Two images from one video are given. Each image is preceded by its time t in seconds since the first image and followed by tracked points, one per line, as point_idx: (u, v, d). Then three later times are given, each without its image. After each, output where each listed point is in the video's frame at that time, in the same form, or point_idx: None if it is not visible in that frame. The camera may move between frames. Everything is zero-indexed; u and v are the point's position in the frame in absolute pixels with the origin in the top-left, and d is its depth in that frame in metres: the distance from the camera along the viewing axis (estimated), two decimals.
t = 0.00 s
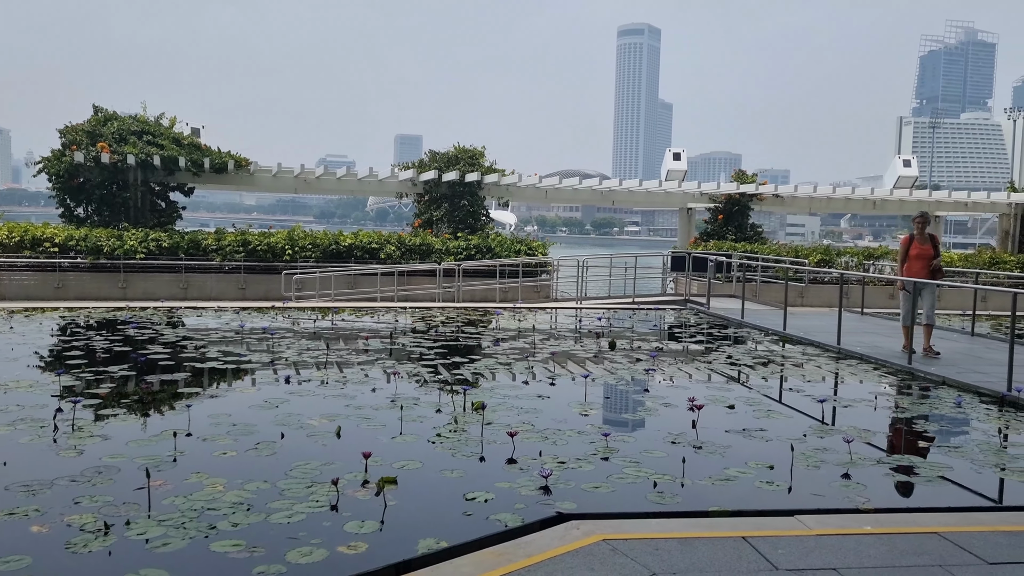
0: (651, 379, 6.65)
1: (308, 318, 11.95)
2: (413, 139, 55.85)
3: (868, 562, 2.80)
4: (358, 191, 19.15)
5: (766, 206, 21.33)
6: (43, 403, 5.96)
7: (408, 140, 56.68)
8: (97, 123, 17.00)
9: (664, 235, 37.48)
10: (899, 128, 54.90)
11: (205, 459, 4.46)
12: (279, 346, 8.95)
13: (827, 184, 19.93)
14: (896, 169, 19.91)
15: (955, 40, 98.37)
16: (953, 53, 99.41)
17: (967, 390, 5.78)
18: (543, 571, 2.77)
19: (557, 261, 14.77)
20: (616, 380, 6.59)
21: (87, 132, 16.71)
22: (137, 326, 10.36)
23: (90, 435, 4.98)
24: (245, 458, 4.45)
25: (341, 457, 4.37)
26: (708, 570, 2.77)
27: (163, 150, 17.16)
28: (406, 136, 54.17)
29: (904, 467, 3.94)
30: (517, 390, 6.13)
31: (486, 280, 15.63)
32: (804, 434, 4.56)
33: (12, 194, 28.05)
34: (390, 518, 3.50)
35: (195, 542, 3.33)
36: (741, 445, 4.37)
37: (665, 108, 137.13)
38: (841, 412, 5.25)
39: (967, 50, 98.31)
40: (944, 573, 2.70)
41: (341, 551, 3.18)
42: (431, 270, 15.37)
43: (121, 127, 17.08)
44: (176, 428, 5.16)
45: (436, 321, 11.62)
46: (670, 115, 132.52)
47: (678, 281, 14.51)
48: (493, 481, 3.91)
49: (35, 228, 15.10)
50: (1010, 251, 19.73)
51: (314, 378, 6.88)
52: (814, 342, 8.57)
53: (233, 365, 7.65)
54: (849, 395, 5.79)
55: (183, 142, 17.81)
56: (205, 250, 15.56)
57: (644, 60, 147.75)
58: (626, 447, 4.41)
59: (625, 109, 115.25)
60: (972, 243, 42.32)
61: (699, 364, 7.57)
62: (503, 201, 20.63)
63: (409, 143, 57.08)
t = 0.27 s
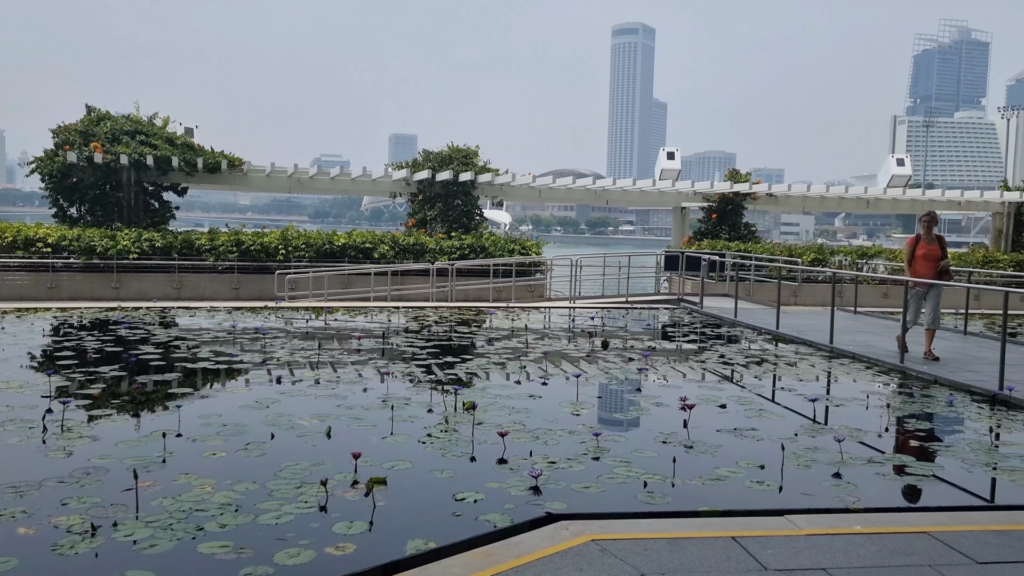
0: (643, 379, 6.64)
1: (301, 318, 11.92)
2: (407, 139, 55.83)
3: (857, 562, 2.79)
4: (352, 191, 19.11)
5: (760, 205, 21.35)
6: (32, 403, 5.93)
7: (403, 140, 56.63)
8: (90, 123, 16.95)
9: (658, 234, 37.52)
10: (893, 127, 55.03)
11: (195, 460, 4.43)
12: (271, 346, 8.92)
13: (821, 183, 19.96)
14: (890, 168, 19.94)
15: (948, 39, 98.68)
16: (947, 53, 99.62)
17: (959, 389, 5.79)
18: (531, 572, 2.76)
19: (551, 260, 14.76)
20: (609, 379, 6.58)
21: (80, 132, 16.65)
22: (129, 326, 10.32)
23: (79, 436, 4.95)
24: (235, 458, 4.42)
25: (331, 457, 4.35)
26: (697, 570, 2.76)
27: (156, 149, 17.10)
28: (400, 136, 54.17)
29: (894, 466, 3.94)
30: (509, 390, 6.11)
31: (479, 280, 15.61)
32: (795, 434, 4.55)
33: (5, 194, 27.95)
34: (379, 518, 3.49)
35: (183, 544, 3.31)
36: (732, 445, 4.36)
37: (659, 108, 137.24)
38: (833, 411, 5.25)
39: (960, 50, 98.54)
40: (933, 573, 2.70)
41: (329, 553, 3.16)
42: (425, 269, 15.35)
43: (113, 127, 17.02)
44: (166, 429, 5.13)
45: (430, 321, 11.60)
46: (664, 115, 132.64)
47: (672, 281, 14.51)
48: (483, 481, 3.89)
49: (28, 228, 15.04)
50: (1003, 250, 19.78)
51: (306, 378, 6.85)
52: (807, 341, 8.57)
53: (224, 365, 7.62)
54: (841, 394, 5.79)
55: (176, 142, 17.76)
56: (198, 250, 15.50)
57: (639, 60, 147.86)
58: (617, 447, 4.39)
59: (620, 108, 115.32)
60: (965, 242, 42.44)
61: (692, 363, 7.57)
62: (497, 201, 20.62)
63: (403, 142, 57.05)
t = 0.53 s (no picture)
0: (638, 378, 6.62)
1: (297, 318, 11.90)
2: (404, 139, 55.85)
3: (849, 562, 2.77)
4: (348, 191, 19.08)
5: (756, 205, 21.35)
6: (24, 405, 5.90)
7: (399, 140, 56.63)
8: (85, 123, 16.91)
9: (656, 234, 37.52)
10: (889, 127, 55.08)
11: (185, 461, 4.41)
12: (265, 347, 8.90)
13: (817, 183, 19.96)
14: (886, 167, 19.94)
15: (945, 39, 98.89)
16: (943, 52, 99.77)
17: (953, 388, 5.77)
18: (520, 573, 2.74)
19: (546, 260, 14.74)
20: (603, 379, 6.56)
21: (75, 132, 16.62)
22: (123, 327, 10.28)
23: (70, 438, 4.92)
24: (226, 459, 4.39)
25: (322, 458, 4.33)
26: (688, 571, 2.73)
27: (151, 150, 17.05)
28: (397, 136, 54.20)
29: (887, 465, 3.92)
30: (503, 390, 6.09)
31: (475, 280, 15.59)
32: (789, 433, 4.53)
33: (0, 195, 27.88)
34: (369, 519, 3.46)
35: (171, 545, 3.29)
36: (726, 444, 4.34)
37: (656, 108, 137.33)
38: (827, 410, 5.23)
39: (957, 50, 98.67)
40: (925, 573, 2.68)
41: (318, 554, 3.14)
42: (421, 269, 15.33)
43: (109, 128, 16.98)
44: (157, 430, 5.10)
45: (425, 321, 11.57)
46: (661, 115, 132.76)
47: (668, 280, 14.50)
48: (474, 482, 3.87)
49: (23, 229, 14.98)
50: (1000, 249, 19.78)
51: (300, 379, 6.82)
52: (803, 340, 8.55)
53: (218, 366, 7.58)
54: (836, 394, 5.77)
55: (171, 142, 17.71)
56: (193, 250, 15.45)
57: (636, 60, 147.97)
58: (610, 446, 4.37)
59: (617, 109, 115.39)
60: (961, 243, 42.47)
61: (687, 362, 7.55)
62: (493, 201, 20.60)
63: (400, 142, 57.04)
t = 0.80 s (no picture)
0: (633, 378, 6.61)
1: (292, 319, 11.87)
2: (402, 139, 55.91)
3: (841, 562, 2.75)
4: (345, 192, 19.05)
5: (753, 204, 21.34)
6: (16, 407, 5.87)
7: (397, 140, 56.58)
8: (81, 124, 16.88)
9: (653, 233, 37.52)
10: (887, 127, 55.14)
11: (177, 463, 4.38)
12: (260, 348, 8.87)
13: (814, 182, 19.95)
14: (883, 166, 19.93)
15: (942, 38, 99.06)
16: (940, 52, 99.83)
17: (949, 388, 5.76)
18: (511, 574, 2.72)
19: (543, 260, 14.72)
20: (598, 379, 6.55)
21: (70, 133, 16.58)
22: (117, 329, 10.24)
23: (61, 440, 4.89)
24: (217, 461, 4.37)
25: (314, 459, 4.31)
26: (679, 571, 2.72)
27: (147, 150, 17.01)
28: (394, 137, 54.25)
29: (881, 465, 3.91)
30: (497, 391, 6.07)
31: (472, 280, 15.57)
32: (783, 433, 4.52)
33: None
34: (360, 520, 3.44)
35: (161, 547, 3.27)
36: (720, 444, 4.33)
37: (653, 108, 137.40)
38: (822, 410, 5.22)
39: (955, 50, 98.79)
40: (917, 573, 2.66)
41: (308, 555, 3.12)
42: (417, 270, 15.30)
43: (104, 128, 16.93)
44: (149, 431, 5.07)
45: (421, 321, 11.55)
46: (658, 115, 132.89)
47: (665, 280, 14.49)
48: (467, 482, 3.85)
49: (18, 229, 14.92)
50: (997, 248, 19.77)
51: (295, 379, 6.80)
52: (798, 340, 8.55)
53: (213, 367, 7.56)
54: (830, 393, 5.76)
55: (167, 143, 17.68)
56: (189, 251, 15.40)
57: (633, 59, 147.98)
58: (604, 447, 4.36)
59: (615, 109, 115.46)
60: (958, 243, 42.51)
61: (683, 362, 7.54)
62: (489, 201, 20.58)
63: (397, 142, 57.03)
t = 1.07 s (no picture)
0: (628, 379, 6.59)
1: (287, 320, 11.84)
2: (398, 140, 55.92)
3: (835, 563, 2.74)
4: (340, 193, 19.02)
5: (748, 205, 21.35)
6: (7, 409, 5.83)
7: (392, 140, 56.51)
8: (75, 125, 16.83)
9: (649, 234, 37.54)
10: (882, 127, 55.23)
11: (167, 465, 4.35)
12: (254, 349, 8.84)
13: (809, 182, 19.97)
14: (879, 166, 19.95)
15: (938, 38, 99.28)
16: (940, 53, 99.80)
17: (944, 387, 5.75)
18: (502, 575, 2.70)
19: (538, 261, 14.71)
20: (593, 379, 6.53)
21: (64, 135, 16.52)
22: (110, 331, 10.20)
23: (52, 442, 4.86)
24: (208, 463, 4.34)
25: (305, 461, 4.28)
26: (671, 573, 2.70)
27: (141, 152, 16.96)
28: (389, 137, 54.23)
29: (875, 465, 3.89)
30: (491, 391, 6.05)
31: (466, 281, 15.55)
32: (777, 433, 4.50)
33: None
34: (351, 523, 3.41)
35: (149, 550, 3.23)
36: (714, 445, 4.31)
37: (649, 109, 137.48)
38: (816, 410, 5.20)
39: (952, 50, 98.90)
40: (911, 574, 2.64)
41: (297, 558, 3.09)
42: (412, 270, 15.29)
43: (98, 130, 16.89)
44: (140, 433, 5.04)
45: (415, 322, 11.53)
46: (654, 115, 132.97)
47: (660, 280, 14.48)
48: (459, 484, 3.83)
49: (11, 231, 14.82)
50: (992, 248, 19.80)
51: (288, 381, 6.77)
52: (793, 340, 8.55)
53: (206, 369, 7.53)
54: (825, 393, 5.75)
55: (161, 144, 17.64)
56: (184, 253, 15.35)
57: (629, 60, 148.07)
58: (597, 448, 4.34)
59: (610, 110, 115.53)
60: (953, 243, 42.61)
61: (678, 363, 7.53)
62: (485, 202, 20.57)
63: (392, 142, 56.98)
